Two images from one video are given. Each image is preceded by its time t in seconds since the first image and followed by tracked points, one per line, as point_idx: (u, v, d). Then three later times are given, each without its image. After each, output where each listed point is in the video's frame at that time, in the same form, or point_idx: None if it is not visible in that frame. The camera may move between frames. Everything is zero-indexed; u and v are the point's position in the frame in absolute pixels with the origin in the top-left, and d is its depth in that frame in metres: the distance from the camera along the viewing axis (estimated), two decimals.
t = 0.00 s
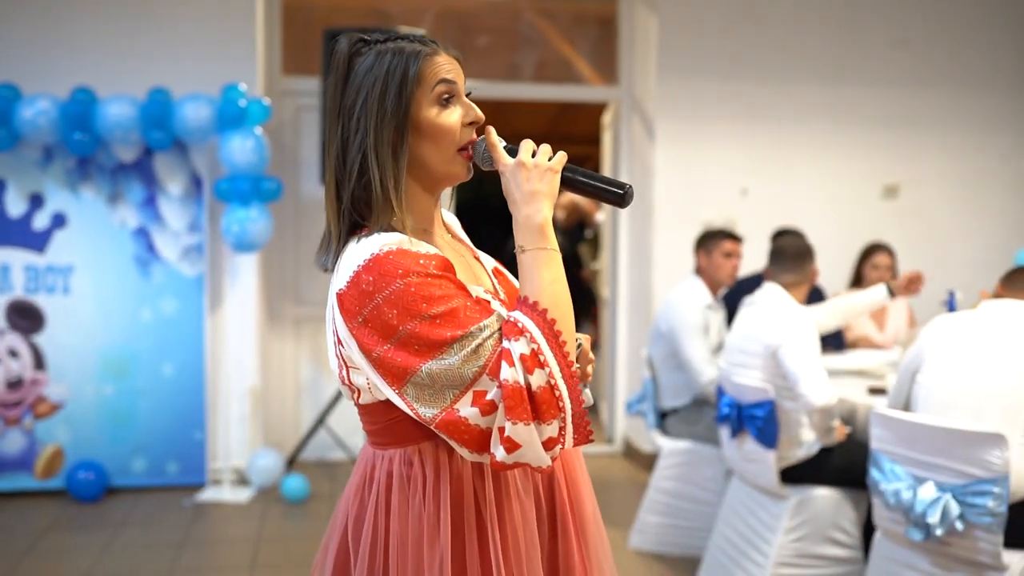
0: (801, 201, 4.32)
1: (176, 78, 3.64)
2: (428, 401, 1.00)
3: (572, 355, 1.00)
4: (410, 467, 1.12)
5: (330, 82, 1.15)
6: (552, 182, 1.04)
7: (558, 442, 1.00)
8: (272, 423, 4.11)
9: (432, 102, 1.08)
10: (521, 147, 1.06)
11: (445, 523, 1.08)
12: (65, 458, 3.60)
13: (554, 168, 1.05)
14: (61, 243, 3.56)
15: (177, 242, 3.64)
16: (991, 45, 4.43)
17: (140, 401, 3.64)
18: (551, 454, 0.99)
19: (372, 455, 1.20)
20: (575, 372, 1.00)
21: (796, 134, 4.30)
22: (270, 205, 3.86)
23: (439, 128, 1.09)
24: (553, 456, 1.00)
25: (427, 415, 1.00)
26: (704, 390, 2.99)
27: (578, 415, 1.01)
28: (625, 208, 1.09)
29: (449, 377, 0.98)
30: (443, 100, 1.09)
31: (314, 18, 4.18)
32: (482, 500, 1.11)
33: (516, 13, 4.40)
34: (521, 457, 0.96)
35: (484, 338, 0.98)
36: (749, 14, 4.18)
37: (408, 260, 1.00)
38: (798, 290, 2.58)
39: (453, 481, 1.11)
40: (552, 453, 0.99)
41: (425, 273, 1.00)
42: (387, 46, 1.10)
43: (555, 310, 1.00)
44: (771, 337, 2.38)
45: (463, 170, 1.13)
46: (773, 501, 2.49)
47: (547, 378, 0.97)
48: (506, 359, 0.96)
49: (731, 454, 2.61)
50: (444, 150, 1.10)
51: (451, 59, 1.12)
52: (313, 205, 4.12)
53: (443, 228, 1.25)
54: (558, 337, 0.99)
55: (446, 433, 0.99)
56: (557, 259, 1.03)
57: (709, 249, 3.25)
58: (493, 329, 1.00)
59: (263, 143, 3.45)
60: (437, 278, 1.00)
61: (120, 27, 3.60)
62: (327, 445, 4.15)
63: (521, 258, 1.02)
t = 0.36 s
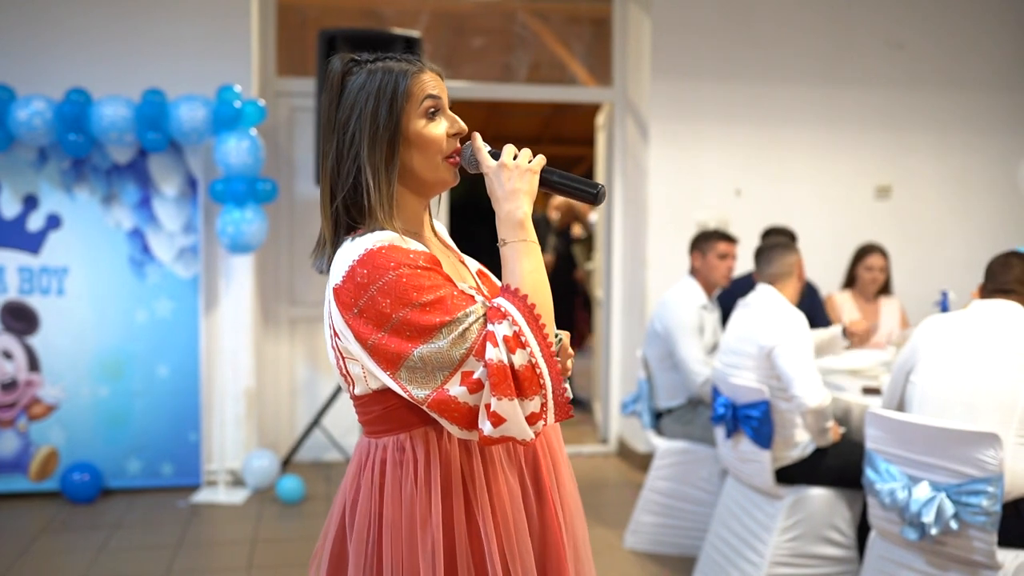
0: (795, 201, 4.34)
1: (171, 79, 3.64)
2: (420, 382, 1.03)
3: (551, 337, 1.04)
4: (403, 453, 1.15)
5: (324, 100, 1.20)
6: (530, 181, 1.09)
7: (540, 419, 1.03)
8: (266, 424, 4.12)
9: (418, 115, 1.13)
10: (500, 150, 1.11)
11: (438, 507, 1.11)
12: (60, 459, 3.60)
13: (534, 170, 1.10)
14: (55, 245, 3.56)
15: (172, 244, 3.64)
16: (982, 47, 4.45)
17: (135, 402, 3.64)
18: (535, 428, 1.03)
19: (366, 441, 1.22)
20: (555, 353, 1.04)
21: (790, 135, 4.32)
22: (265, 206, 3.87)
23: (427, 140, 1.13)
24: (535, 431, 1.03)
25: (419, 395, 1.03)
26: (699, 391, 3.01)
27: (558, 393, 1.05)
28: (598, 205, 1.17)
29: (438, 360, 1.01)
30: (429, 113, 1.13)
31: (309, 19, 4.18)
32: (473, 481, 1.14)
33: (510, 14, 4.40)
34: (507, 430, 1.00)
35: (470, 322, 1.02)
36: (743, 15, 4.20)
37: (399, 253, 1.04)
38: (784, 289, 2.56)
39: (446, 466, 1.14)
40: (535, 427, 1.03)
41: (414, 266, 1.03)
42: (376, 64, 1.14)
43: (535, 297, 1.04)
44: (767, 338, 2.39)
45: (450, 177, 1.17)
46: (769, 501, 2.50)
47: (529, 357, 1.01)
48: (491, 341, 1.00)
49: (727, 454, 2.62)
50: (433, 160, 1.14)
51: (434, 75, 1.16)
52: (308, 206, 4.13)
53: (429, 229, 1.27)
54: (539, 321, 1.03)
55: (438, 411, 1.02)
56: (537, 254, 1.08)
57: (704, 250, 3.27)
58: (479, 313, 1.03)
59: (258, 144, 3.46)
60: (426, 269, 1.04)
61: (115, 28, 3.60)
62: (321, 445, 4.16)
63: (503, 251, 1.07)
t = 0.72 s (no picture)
0: (793, 201, 4.35)
1: (169, 79, 3.63)
2: (411, 363, 1.06)
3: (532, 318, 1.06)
4: (401, 435, 1.18)
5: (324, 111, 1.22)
6: (515, 172, 1.12)
7: (523, 396, 1.05)
8: (265, 424, 4.11)
9: (409, 115, 1.14)
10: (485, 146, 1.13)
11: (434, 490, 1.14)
12: (58, 459, 3.60)
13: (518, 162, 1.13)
14: (54, 244, 3.56)
15: (171, 243, 3.64)
16: (979, 48, 4.46)
17: (133, 402, 3.64)
18: (516, 404, 1.05)
19: (369, 427, 1.26)
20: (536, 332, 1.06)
21: (788, 135, 4.32)
22: (264, 206, 3.86)
23: (417, 139, 1.14)
24: (518, 408, 1.05)
25: (410, 375, 1.06)
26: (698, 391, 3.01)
27: (541, 372, 1.07)
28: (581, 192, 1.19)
29: (426, 342, 1.04)
30: (420, 114, 1.15)
31: (308, 18, 4.18)
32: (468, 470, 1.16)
33: (509, 14, 4.41)
34: (488, 407, 1.02)
35: (455, 304, 1.04)
36: (741, 16, 4.20)
37: (389, 242, 1.07)
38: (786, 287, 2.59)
39: (443, 446, 1.16)
40: (517, 404, 1.05)
41: (403, 252, 1.07)
42: (368, 71, 1.17)
43: (516, 279, 1.07)
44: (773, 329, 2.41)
45: (445, 174, 1.18)
46: (768, 500, 2.49)
47: (508, 335, 1.03)
48: (473, 320, 1.03)
49: (725, 453, 2.63)
50: (425, 158, 1.15)
51: (426, 78, 1.18)
52: (307, 206, 4.13)
53: (431, 225, 1.29)
54: (520, 303, 1.05)
55: (426, 389, 1.05)
56: (520, 241, 1.11)
57: (704, 250, 3.27)
58: (464, 294, 1.06)
59: (257, 144, 3.46)
60: (415, 256, 1.07)
61: (113, 28, 3.59)
62: (320, 445, 4.16)
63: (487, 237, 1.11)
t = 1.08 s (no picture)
0: (795, 200, 4.35)
1: (172, 78, 3.64)
2: (412, 348, 1.07)
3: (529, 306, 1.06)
4: (401, 427, 1.20)
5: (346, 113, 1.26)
6: (522, 165, 1.13)
7: (517, 384, 1.05)
8: (268, 423, 4.12)
9: (425, 111, 1.16)
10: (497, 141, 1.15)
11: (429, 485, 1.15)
12: (61, 459, 3.60)
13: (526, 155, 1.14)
14: (57, 244, 3.56)
15: (174, 243, 3.64)
16: (981, 47, 4.47)
17: (136, 402, 3.64)
18: (509, 391, 1.05)
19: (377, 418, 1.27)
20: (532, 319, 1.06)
21: (790, 134, 4.32)
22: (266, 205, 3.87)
23: (432, 135, 1.16)
24: (513, 395, 1.06)
25: (410, 360, 1.07)
26: (701, 389, 3.04)
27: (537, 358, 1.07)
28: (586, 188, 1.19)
29: (425, 327, 1.05)
30: (436, 111, 1.17)
31: (309, 18, 4.19)
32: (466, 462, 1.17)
33: (511, 14, 4.41)
34: (482, 391, 1.03)
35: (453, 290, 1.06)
36: (743, 15, 4.20)
37: (392, 232, 1.10)
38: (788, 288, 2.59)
39: (441, 441, 1.16)
40: (511, 390, 1.05)
41: (405, 242, 1.09)
42: (388, 72, 1.20)
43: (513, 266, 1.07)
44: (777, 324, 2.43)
45: (461, 170, 1.19)
46: (771, 500, 2.49)
47: (502, 320, 1.03)
48: (468, 305, 1.04)
49: (729, 453, 2.63)
50: (440, 153, 1.17)
51: (443, 79, 1.21)
52: (309, 206, 4.13)
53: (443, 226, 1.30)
54: (516, 290, 1.05)
55: (425, 375, 1.05)
56: (522, 232, 1.11)
57: (711, 250, 3.24)
58: (462, 282, 1.07)
59: (259, 143, 3.46)
60: (417, 246, 1.09)
61: (116, 28, 3.60)
62: (322, 445, 4.16)
63: (490, 225, 1.12)
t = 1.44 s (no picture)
0: (798, 199, 4.34)
1: (175, 79, 3.64)
2: (403, 342, 1.09)
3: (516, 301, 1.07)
4: (392, 425, 1.21)
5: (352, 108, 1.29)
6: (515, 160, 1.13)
7: (502, 378, 1.08)
8: (270, 423, 4.12)
9: (426, 113, 1.19)
10: (493, 138, 1.16)
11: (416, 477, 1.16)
12: (64, 458, 3.60)
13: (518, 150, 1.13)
14: (60, 243, 3.56)
15: (177, 242, 3.64)
16: (983, 46, 4.46)
17: (139, 401, 3.64)
18: (493, 385, 1.08)
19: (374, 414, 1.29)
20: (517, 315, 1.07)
21: (792, 133, 4.32)
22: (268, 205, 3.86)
23: (433, 136, 1.18)
24: (496, 388, 1.08)
25: (400, 354, 1.09)
26: (704, 390, 3.03)
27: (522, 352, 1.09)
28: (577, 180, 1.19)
29: (413, 322, 1.07)
30: (438, 113, 1.19)
31: (311, 18, 4.19)
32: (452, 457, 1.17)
33: (513, 13, 4.41)
34: (465, 385, 1.05)
35: (440, 285, 1.07)
36: (745, 15, 4.20)
37: (386, 228, 1.11)
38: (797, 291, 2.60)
39: (429, 438, 1.17)
40: (494, 384, 1.08)
41: (398, 237, 1.11)
42: (391, 71, 1.23)
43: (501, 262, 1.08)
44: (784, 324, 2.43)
45: (459, 171, 1.22)
46: (774, 499, 2.49)
47: (486, 314, 1.05)
48: (452, 299, 1.05)
49: (734, 453, 2.62)
50: (440, 154, 1.19)
51: (447, 78, 1.23)
52: (312, 205, 4.13)
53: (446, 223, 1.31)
54: (503, 285, 1.07)
55: (412, 369, 1.07)
56: (514, 227, 1.11)
57: (719, 251, 3.21)
58: (450, 277, 1.09)
59: (262, 142, 3.46)
60: (410, 241, 1.11)
61: (119, 27, 3.60)
62: (325, 444, 4.17)
63: (481, 219, 1.12)
